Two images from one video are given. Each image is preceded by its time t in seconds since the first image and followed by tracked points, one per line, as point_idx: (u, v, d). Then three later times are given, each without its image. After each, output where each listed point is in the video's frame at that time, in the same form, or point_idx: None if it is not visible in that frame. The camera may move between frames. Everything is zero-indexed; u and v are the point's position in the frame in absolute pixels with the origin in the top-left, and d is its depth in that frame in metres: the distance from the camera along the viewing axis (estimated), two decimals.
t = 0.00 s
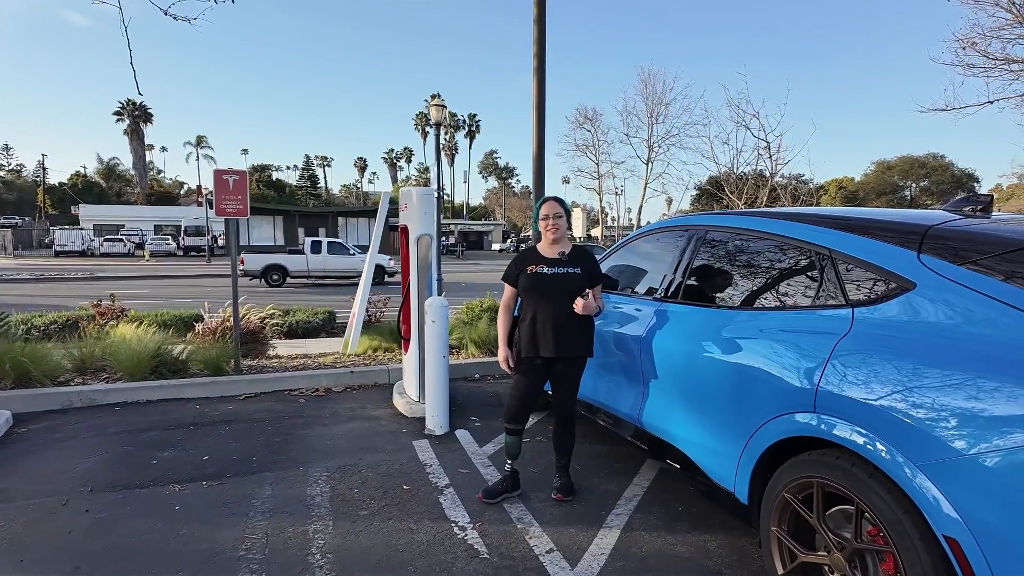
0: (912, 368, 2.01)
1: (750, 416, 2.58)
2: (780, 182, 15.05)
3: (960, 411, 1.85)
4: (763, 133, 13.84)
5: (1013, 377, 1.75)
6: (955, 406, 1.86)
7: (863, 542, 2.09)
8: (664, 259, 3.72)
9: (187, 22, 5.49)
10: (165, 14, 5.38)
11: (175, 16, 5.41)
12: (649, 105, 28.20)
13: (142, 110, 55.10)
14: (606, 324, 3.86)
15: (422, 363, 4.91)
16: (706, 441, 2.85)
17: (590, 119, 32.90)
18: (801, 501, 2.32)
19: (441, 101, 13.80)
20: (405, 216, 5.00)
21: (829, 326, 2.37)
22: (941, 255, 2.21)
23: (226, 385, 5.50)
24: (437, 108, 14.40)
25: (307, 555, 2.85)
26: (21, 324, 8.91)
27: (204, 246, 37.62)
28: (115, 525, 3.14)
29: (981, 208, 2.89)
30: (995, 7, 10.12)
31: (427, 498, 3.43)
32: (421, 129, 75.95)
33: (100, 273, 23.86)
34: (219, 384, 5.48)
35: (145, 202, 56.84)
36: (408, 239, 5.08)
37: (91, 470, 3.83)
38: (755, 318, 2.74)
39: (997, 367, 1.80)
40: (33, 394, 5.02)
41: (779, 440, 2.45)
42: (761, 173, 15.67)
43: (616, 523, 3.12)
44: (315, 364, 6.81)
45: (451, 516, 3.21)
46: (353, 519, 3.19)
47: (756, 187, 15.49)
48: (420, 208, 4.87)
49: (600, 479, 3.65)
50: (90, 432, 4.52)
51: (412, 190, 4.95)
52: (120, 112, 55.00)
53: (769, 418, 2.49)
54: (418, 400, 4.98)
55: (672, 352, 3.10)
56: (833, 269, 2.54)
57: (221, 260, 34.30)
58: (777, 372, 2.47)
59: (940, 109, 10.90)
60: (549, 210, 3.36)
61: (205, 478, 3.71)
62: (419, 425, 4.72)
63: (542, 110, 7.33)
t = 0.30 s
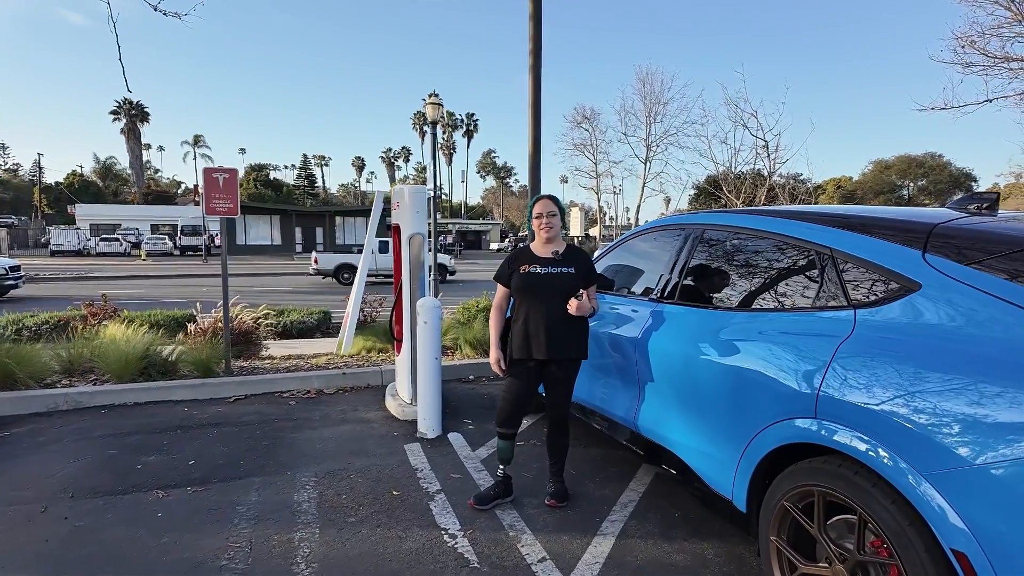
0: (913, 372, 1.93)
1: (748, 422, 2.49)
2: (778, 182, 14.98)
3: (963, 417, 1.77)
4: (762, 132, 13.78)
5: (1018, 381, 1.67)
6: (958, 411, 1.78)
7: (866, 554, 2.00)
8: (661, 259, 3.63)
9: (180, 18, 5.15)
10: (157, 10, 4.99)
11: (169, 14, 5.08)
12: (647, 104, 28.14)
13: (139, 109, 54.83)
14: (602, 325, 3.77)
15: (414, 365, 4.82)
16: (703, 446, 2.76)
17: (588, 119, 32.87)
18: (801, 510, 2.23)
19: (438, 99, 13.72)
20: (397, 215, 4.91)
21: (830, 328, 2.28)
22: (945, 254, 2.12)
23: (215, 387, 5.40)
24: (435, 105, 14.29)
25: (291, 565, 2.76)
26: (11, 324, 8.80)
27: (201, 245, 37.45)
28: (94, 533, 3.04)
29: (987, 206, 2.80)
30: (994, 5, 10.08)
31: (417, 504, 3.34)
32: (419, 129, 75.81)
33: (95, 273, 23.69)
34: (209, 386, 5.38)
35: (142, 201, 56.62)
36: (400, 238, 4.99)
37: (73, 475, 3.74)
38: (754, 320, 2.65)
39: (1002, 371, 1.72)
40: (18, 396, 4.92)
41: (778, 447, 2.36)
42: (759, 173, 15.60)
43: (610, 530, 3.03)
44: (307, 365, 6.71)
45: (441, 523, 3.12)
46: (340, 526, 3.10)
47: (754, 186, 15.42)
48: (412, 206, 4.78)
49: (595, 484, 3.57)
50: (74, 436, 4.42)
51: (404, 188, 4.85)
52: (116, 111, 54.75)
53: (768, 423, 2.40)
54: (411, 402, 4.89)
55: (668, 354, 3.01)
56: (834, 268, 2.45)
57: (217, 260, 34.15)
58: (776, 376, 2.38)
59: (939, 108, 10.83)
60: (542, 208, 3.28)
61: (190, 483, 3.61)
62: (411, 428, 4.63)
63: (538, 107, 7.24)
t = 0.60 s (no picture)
0: (914, 380, 1.89)
1: (748, 429, 2.44)
2: (776, 182, 14.95)
3: (965, 426, 1.72)
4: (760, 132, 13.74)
5: (1021, 389, 1.63)
6: (958, 420, 1.74)
7: (869, 566, 1.94)
8: (659, 261, 3.57)
9: (172, 18, 4.90)
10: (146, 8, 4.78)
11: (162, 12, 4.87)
12: (646, 104, 28.10)
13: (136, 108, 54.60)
14: (599, 329, 3.72)
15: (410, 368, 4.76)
16: (702, 453, 2.70)
17: (586, 119, 32.86)
18: (802, 520, 2.17)
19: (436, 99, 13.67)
20: (393, 217, 4.84)
21: (832, 334, 2.22)
22: (947, 258, 2.06)
23: (209, 390, 5.34)
24: (432, 105, 14.24)
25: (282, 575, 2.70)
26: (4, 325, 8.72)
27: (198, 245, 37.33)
28: (81, 542, 2.98)
29: (991, 209, 2.74)
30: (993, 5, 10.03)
31: (411, 511, 3.28)
32: (418, 128, 75.74)
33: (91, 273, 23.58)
34: (202, 389, 5.32)
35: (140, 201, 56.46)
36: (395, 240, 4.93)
37: (61, 481, 3.67)
38: (754, 325, 2.59)
39: (1002, 379, 1.68)
40: (8, 400, 4.85)
41: (779, 455, 2.31)
42: (757, 173, 15.56)
43: (607, 538, 2.98)
44: (302, 367, 6.65)
45: (434, 531, 3.07)
46: (332, 534, 3.04)
47: (752, 187, 15.38)
48: (407, 208, 4.71)
49: (592, 490, 3.52)
50: (64, 440, 4.35)
51: (399, 189, 4.78)
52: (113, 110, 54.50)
53: (768, 431, 2.34)
54: (406, 406, 4.84)
55: (665, 358, 2.96)
56: (835, 273, 2.39)
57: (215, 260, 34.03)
58: (776, 382, 2.32)
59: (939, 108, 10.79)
60: (538, 210, 3.22)
61: (180, 490, 3.55)
62: (406, 432, 4.57)
63: (535, 108, 7.18)
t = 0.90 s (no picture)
0: (923, 381, 1.84)
1: (759, 433, 2.37)
2: (776, 182, 14.90)
3: (975, 430, 1.68)
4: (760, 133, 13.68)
5: None
6: (966, 422, 1.70)
7: None
8: (665, 261, 3.50)
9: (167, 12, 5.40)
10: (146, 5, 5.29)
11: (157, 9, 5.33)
12: (644, 104, 28.05)
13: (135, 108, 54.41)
14: (603, 329, 3.66)
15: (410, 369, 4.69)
16: (711, 457, 2.64)
17: (586, 120, 32.82)
18: (817, 527, 2.11)
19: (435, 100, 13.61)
20: (393, 215, 4.77)
21: (848, 336, 2.15)
22: (967, 257, 1.98)
23: (206, 391, 5.27)
24: (430, 105, 14.18)
25: None
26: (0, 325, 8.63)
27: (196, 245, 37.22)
28: (75, 547, 2.91)
29: (1007, 208, 2.67)
30: (994, 4, 9.98)
31: (413, 515, 3.22)
32: (416, 129, 75.65)
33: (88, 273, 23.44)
34: (199, 390, 5.25)
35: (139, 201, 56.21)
36: (395, 239, 4.86)
37: (55, 485, 3.60)
38: (764, 326, 2.52)
39: (1010, 382, 1.64)
40: (3, 401, 4.78)
41: (793, 460, 2.23)
42: (756, 173, 15.51)
43: (614, 544, 2.92)
44: (301, 368, 6.58)
45: (437, 536, 3.00)
46: (332, 539, 2.98)
47: (752, 187, 15.32)
48: (408, 207, 4.64)
49: (597, 494, 3.45)
50: (59, 443, 4.28)
51: (399, 188, 4.71)
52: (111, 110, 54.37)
53: (780, 435, 2.28)
54: (407, 408, 4.77)
55: (671, 360, 2.90)
56: (850, 272, 2.31)
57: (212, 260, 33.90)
58: (789, 386, 2.26)
59: (940, 108, 10.73)
60: (543, 209, 3.16)
61: (177, 494, 3.48)
62: (407, 434, 4.50)
63: (536, 106, 7.11)
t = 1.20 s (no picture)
0: (942, 385, 1.81)
1: (785, 441, 2.29)
2: (775, 182, 14.82)
3: (994, 436, 1.66)
4: (759, 133, 13.59)
5: None
6: (984, 427, 1.68)
7: None
8: (680, 262, 3.40)
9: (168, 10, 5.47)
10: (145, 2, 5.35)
11: (157, 5, 5.50)
12: (641, 104, 27.97)
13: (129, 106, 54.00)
14: (613, 331, 3.58)
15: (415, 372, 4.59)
16: (732, 465, 2.56)
17: (582, 120, 32.71)
18: (849, 539, 2.04)
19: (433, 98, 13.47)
20: (396, 215, 4.68)
21: (880, 341, 2.07)
22: (1009, 257, 1.89)
23: (205, 394, 5.16)
24: (429, 104, 14.05)
25: None
26: None
27: (191, 244, 36.96)
28: (72, 558, 2.81)
29: None
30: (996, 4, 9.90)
31: (421, 523, 3.13)
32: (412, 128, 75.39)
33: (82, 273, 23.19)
34: (198, 393, 5.14)
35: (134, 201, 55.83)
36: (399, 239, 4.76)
37: (51, 492, 3.49)
38: (788, 329, 2.43)
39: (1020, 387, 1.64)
40: None
41: (820, 469, 2.16)
42: (756, 173, 15.43)
43: (629, 553, 2.84)
44: (301, 369, 6.48)
45: (447, 545, 2.91)
46: (339, 549, 2.89)
47: (751, 187, 15.23)
48: (412, 206, 4.54)
49: (609, 500, 3.37)
50: (54, 447, 4.16)
51: (404, 187, 4.61)
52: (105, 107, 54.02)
53: (807, 443, 2.20)
54: (411, 411, 4.68)
55: (686, 364, 2.83)
56: (881, 275, 2.22)
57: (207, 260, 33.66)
58: (816, 393, 2.18)
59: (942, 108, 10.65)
60: (555, 209, 3.07)
61: (177, 501, 3.38)
62: (412, 438, 4.41)
63: (539, 104, 7.00)
